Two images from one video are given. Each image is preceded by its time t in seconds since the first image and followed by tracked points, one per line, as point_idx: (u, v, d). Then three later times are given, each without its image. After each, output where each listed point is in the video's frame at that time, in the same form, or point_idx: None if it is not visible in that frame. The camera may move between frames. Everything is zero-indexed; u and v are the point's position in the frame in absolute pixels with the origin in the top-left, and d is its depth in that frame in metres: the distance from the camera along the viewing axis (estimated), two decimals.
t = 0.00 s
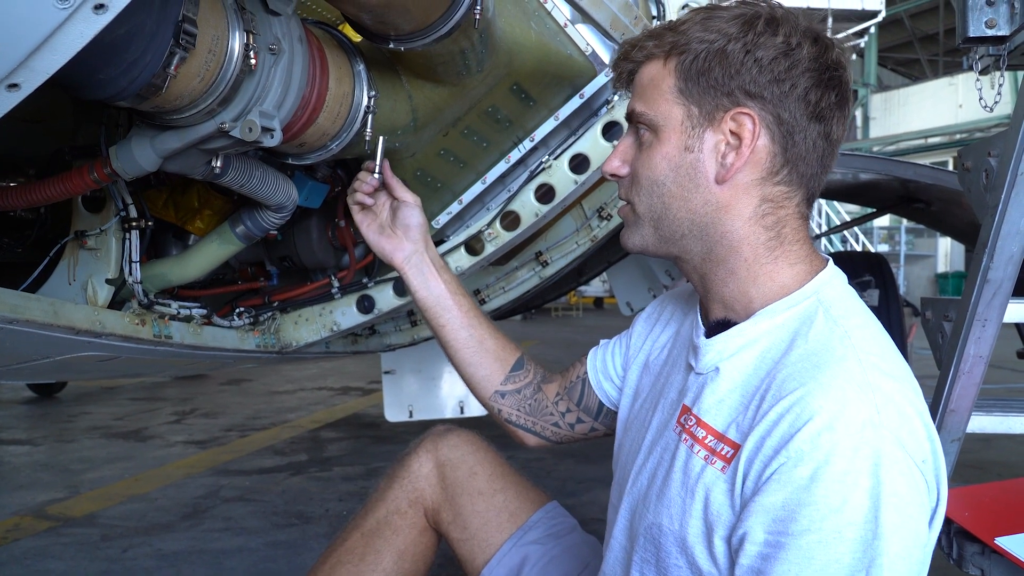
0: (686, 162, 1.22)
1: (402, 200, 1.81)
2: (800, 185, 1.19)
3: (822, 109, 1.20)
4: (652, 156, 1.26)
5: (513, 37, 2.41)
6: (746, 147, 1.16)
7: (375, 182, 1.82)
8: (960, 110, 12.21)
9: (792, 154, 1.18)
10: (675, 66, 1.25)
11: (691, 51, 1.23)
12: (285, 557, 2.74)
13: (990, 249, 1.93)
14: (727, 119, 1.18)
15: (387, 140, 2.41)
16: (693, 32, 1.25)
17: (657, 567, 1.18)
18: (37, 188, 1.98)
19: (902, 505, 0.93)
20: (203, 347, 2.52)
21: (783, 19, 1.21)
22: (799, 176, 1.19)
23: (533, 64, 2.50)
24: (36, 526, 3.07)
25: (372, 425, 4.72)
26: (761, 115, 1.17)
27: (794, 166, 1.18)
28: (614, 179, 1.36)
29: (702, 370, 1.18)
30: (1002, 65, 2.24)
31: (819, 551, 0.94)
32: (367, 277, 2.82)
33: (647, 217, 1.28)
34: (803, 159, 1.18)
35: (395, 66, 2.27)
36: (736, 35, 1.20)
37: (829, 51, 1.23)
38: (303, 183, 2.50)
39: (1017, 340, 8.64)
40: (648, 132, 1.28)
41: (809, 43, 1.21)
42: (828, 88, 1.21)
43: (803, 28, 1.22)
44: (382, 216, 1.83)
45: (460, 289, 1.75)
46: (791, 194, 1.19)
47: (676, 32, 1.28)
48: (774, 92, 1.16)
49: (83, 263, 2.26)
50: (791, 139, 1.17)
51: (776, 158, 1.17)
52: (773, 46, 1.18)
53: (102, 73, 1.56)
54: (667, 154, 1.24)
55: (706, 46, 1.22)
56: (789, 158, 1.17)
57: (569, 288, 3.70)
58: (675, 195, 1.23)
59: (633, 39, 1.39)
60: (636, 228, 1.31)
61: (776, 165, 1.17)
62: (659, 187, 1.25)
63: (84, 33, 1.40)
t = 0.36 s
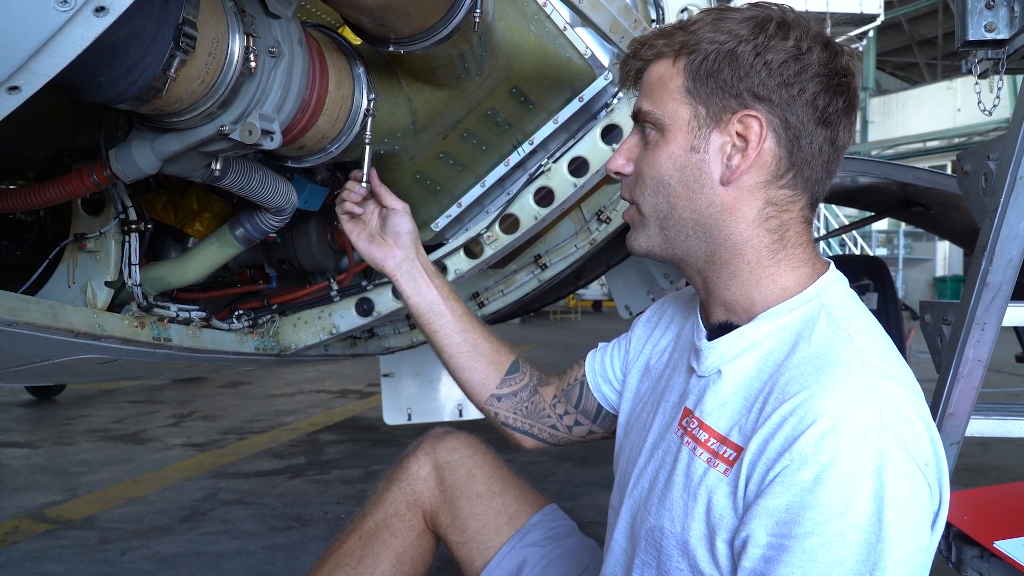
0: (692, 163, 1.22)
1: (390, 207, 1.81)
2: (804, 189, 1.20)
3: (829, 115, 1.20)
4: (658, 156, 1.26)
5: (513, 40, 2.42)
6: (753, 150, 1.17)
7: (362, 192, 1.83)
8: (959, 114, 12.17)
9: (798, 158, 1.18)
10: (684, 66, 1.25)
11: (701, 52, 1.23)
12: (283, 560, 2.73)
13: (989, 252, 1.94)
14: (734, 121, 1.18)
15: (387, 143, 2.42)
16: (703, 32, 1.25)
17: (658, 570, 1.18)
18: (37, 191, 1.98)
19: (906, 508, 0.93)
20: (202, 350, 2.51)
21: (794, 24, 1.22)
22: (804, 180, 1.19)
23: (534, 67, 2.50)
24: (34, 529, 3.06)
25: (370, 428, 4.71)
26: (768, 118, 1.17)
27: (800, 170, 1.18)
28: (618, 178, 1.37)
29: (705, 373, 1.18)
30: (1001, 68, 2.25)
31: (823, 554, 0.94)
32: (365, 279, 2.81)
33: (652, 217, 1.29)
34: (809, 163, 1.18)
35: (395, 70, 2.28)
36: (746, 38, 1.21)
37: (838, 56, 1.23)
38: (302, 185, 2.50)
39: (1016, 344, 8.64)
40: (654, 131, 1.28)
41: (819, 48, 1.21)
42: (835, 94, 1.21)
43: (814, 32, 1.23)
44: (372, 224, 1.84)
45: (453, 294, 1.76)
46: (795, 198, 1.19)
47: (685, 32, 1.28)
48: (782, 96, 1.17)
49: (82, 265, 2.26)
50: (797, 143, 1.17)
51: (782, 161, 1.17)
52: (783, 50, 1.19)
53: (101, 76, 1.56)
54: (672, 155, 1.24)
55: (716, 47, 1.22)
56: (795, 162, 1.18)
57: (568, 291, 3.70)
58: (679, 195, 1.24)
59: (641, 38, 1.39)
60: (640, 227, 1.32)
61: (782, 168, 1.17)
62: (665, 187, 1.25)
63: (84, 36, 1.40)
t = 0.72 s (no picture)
0: (698, 165, 1.21)
1: (390, 199, 1.82)
2: (809, 191, 1.20)
3: (836, 117, 1.21)
4: (662, 157, 1.25)
5: (511, 41, 2.42)
6: (762, 151, 1.17)
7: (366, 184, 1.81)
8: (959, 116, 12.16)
9: (804, 160, 1.18)
10: (690, 66, 1.24)
11: (708, 52, 1.22)
12: (282, 561, 2.73)
13: (987, 253, 1.94)
14: (743, 123, 1.18)
15: (385, 144, 2.42)
16: (710, 32, 1.24)
17: (658, 573, 1.18)
18: (35, 192, 1.98)
19: (909, 510, 0.93)
20: (200, 351, 2.51)
21: (802, 26, 1.22)
22: (808, 183, 1.20)
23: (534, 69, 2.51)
24: (33, 531, 3.06)
25: (369, 430, 4.71)
26: (776, 120, 1.17)
27: (806, 172, 1.19)
28: (617, 179, 1.36)
29: (705, 376, 1.18)
30: (999, 70, 2.25)
31: (824, 556, 0.94)
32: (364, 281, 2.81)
33: (656, 219, 1.28)
34: (816, 166, 1.19)
35: (394, 71, 2.28)
36: (755, 39, 1.21)
37: (843, 59, 1.23)
38: (301, 187, 2.50)
39: (1016, 346, 8.63)
40: (657, 132, 1.27)
41: (827, 50, 1.22)
42: (841, 97, 1.22)
43: (820, 35, 1.23)
44: (370, 217, 1.84)
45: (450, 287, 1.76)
46: (800, 200, 1.20)
47: (691, 31, 1.27)
48: (791, 98, 1.17)
49: (80, 267, 2.26)
50: (805, 146, 1.18)
51: (788, 163, 1.18)
52: (791, 52, 1.19)
53: (100, 77, 1.56)
54: (677, 155, 1.23)
55: (724, 48, 1.21)
56: (802, 164, 1.18)
57: (567, 292, 3.69)
58: (684, 197, 1.23)
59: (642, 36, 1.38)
60: (642, 228, 1.31)
61: (788, 170, 1.18)
62: (669, 189, 1.24)
63: (82, 37, 1.40)
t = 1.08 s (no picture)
0: (706, 168, 1.20)
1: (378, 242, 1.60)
2: (813, 187, 1.21)
3: (838, 110, 1.22)
4: (666, 162, 1.23)
5: (511, 42, 2.42)
6: (770, 150, 1.17)
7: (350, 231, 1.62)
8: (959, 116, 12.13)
9: (809, 156, 1.19)
10: (689, 68, 1.23)
11: (706, 54, 1.22)
12: (281, 561, 2.73)
13: (988, 254, 1.94)
14: (748, 122, 1.18)
15: (384, 144, 2.40)
16: (704, 33, 1.23)
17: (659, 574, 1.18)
18: (34, 191, 1.98)
19: (909, 517, 0.93)
20: (200, 351, 2.51)
21: (797, 21, 1.23)
22: (813, 178, 1.20)
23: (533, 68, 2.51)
24: (32, 530, 3.06)
25: (369, 429, 4.71)
26: (781, 117, 1.17)
27: (811, 167, 1.20)
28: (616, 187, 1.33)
29: (708, 377, 1.18)
30: (1000, 70, 2.25)
31: (823, 560, 0.94)
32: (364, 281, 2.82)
33: (663, 226, 1.25)
34: (821, 160, 1.20)
35: (393, 70, 2.27)
36: (752, 37, 1.21)
37: (841, 51, 1.24)
38: (301, 186, 2.50)
39: (1016, 347, 8.63)
40: (659, 137, 1.25)
41: (826, 43, 1.22)
42: (842, 89, 1.23)
43: (817, 28, 1.24)
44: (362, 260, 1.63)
45: (453, 324, 1.66)
46: (804, 197, 1.21)
47: (685, 32, 1.26)
48: (794, 94, 1.18)
49: (79, 266, 2.25)
50: (809, 141, 1.19)
51: (794, 160, 1.18)
52: (791, 48, 1.19)
53: (98, 76, 1.56)
54: (683, 160, 1.22)
55: (721, 48, 1.21)
56: (807, 160, 1.19)
57: (567, 292, 3.70)
58: (694, 203, 1.21)
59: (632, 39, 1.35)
60: (650, 237, 1.28)
61: (794, 167, 1.18)
62: (676, 195, 1.23)
63: (80, 35, 1.40)
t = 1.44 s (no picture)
0: (681, 182, 1.18)
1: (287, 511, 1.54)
2: (779, 188, 1.23)
3: (797, 110, 1.25)
4: (637, 179, 1.20)
5: (511, 43, 2.42)
6: (742, 157, 1.17)
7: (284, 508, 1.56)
8: (958, 116, 12.19)
9: (774, 159, 1.21)
10: (650, 83, 1.20)
11: (667, 68, 1.20)
12: (281, 561, 2.73)
13: (987, 255, 1.94)
14: (717, 131, 1.18)
15: (385, 144, 2.40)
16: (660, 47, 1.21)
17: None
18: (35, 191, 1.98)
19: (899, 511, 0.93)
20: (200, 351, 2.51)
21: (749, 28, 1.24)
22: (777, 180, 1.22)
23: (531, 68, 2.51)
24: (32, 529, 3.06)
25: (369, 429, 4.71)
26: (748, 123, 1.18)
27: (777, 169, 1.22)
28: (582, 210, 1.29)
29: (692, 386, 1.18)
30: (1000, 72, 2.25)
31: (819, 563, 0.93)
32: (364, 280, 2.83)
33: (639, 244, 1.23)
34: (785, 162, 1.22)
35: (394, 71, 2.28)
36: (709, 47, 1.21)
37: (792, 53, 1.27)
38: (301, 186, 2.50)
39: (1016, 347, 8.63)
40: (625, 155, 1.22)
41: (779, 48, 1.24)
42: (798, 90, 1.25)
43: (768, 33, 1.26)
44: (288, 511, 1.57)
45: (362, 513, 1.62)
46: (771, 198, 1.22)
47: (639, 46, 1.22)
48: (758, 100, 1.19)
49: (79, 266, 2.25)
50: (774, 143, 1.21)
51: (762, 164, 1.19)
52: (749, 54, 1.21)
53: (100, 76, 1.56)
54: (656, 175, 1.19)
55: (682, 61, 1.20)
56: (772, 162, 1.21)
57: (567, 292, 3.69)
58: (671, 217, 1.19)
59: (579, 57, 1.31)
60: (625, 256, 1.25)
61: (763, 170, 1.20)
62: (652, 211, 1.20)
63: (82, 36, 1.40)
